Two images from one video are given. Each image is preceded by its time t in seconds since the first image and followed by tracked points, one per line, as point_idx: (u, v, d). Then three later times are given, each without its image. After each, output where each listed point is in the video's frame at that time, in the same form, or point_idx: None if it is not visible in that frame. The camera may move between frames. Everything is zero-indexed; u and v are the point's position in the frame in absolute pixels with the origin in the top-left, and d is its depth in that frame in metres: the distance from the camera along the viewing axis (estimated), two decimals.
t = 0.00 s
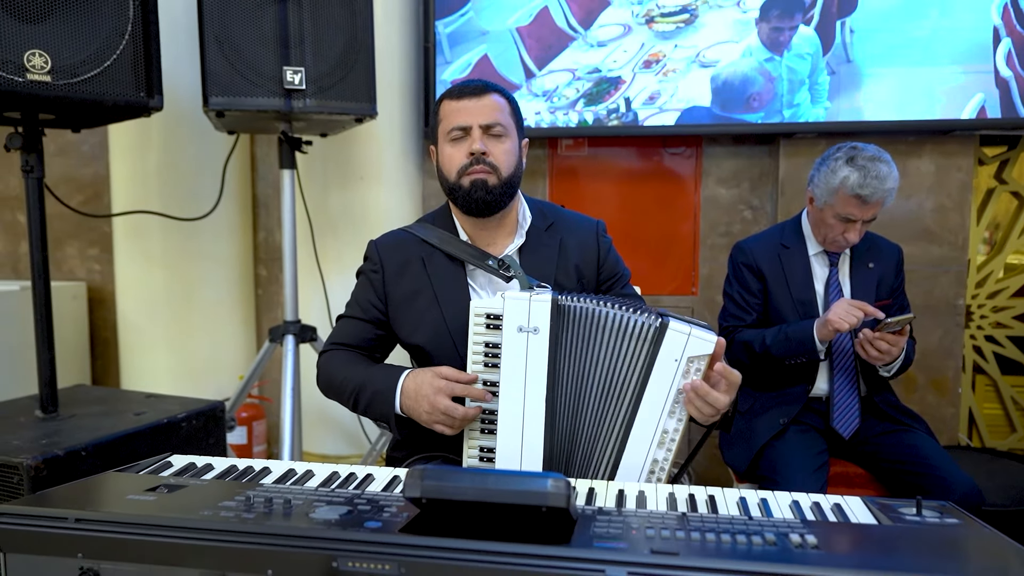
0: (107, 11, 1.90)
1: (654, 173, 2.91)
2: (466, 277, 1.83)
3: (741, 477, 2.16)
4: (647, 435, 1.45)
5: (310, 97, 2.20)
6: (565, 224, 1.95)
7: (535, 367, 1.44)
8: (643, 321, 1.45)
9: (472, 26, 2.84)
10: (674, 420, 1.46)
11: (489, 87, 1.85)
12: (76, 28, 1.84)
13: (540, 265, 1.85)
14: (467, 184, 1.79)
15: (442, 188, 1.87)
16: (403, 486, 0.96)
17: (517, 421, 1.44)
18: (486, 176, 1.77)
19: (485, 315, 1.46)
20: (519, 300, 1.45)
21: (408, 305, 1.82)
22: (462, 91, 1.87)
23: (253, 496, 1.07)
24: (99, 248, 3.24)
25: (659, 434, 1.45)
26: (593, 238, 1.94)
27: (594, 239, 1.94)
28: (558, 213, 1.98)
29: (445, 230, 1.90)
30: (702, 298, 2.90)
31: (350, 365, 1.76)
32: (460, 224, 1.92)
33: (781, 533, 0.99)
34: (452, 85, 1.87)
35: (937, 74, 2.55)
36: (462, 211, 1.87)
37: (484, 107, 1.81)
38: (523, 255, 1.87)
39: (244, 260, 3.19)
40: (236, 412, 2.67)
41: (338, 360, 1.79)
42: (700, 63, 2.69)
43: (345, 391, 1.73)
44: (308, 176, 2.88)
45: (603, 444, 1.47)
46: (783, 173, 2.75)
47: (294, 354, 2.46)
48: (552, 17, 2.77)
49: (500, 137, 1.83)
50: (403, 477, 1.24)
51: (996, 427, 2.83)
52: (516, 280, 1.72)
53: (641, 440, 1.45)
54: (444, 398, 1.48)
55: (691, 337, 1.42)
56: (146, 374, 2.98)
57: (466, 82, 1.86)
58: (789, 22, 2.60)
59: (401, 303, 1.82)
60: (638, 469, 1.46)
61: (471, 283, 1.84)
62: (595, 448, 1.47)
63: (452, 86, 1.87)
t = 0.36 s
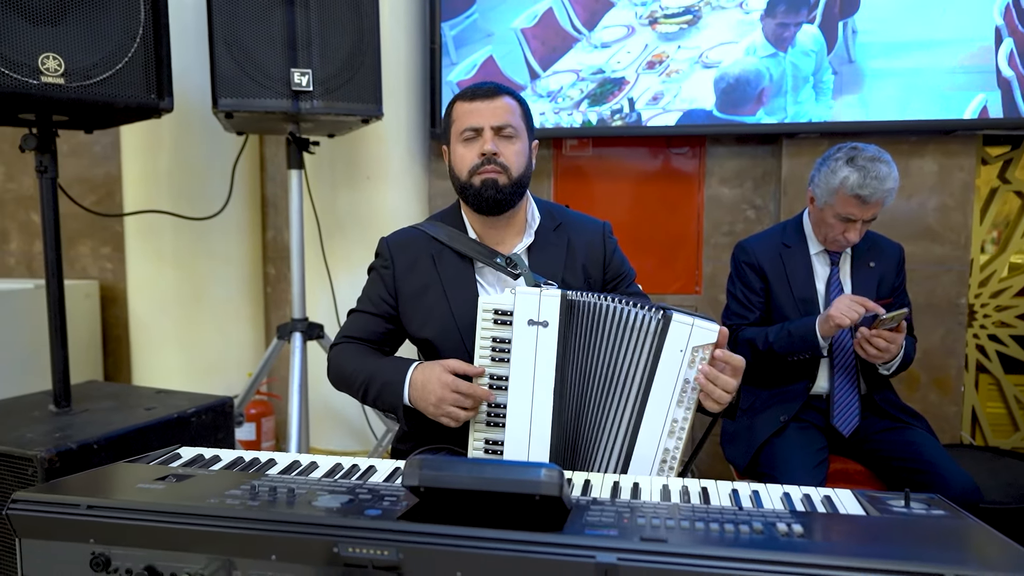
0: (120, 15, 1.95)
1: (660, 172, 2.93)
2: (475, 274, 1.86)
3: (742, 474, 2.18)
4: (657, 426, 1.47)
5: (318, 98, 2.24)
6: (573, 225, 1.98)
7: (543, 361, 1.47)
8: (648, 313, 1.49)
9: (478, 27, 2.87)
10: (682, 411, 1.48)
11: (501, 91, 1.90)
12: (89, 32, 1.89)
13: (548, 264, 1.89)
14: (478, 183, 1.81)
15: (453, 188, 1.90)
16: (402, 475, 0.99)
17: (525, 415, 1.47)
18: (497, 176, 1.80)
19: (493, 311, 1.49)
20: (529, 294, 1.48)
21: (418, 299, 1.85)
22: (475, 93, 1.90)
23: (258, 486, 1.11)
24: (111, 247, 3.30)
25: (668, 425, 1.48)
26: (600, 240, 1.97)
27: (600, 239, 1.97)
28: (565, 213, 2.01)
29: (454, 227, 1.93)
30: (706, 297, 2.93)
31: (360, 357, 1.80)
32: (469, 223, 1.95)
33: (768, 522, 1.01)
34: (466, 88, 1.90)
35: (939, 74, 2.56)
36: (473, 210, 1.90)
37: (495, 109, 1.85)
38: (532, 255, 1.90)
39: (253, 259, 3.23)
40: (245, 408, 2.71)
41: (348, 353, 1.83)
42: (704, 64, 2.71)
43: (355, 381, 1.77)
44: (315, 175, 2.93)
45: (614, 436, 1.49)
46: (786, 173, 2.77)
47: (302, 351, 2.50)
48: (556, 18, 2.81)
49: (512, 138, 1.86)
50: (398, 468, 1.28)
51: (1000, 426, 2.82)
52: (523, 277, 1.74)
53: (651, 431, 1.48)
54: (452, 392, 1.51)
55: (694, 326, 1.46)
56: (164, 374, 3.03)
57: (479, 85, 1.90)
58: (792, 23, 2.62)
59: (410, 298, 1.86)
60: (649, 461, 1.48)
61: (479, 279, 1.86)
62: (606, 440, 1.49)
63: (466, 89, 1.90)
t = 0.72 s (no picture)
0: (136, 18, 1.99)
1: (670, 172, 2.95)
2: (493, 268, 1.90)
3: (745, 469, 2.21)
4: (672, 420, 1.50)
5: (328, 99, 2.28)
6: (591, 227, 2.01)
7: (555, 354, 1.50)
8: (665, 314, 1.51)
9: (486, 29, 2.91)
10: (697, 405, 1.51)
11: (534, 93, 1.92)
12: (105, 35, 1.93)
13: (564, 262, 1.92)
14: (504, 182, 1.85)
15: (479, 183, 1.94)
16: (408, 464, 1.02)
17: (534, 406, 1.50)
18: (522, 176, 1.84)
19: (507, 304, 1.52)
20: (544, 286, 1.51)
21: (436, 290, 1.89)
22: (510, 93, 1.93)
23: (269, 475, 1.14)
24: (126, 246, 3.35)
25: (683, 418, 1.50)
26: (616, 243, 2.00)
27: (615, 242, 2.00)
28: (583, 215, 2.05)
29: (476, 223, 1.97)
30: (712, 296, 2.95)
31: (376, 342, 1.84)
32: (490, 220, 1.99)
33: (763, 512, 1.04)
34: (500, 87, 1.93)
35: (945, 74, 2.57)
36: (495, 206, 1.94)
37: (528, 112, 1.88)
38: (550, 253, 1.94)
39: (265, 258, 3.28)
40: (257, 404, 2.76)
41: (366, 338, 1.88)
42: (710, 64, 2.73)
43: (370, 365, 1.81)
44: (326, 175, 2.97)
45: (629, 429, 1.53)
46: (792, 173, 2.79)
47: (312, 347, 2.54)
48: (564, 20, 2.83)
49: (540, 142, 1.90)
50: (389, 460, 1.31)
51: (1007, 425, 2.83)
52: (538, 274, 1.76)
53: (665, 425, 1.50)
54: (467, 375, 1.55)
55: (708, 325, 1.49)
56: (177, 371, 3.07)
57: (513, 85, 1.93)
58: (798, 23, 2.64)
59: (429, 289, 1.90)
60: (664, 454, 1.50)
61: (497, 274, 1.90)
62: (621, 433, 1.53)
63: (500, 88, 1.93)
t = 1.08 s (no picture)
0: (150, 21, 2.03)
1: (681, 171, 2.97)
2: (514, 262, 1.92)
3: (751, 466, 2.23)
4: (690, 415, 1.51)
5: (339, 99, 2.32)
6: (611, 228, 2.03)
7: (569, 344, 1.53)
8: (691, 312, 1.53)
9: (495, 29, 2.94)
10: (715, 401, 1.52)
11: (567, 97, 1.97)
12: (121, 37, 1.98)
13: (583, 261, 1.94)
14: (531, 179, 1.88)
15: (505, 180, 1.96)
16: (411, 453, 1.05)
17: (547, 399, 1.52)
18: (549, 175, 1.87)
19: (523, 297, 1.54)
20: (561, 277, 1.54)
21: (457, 281, 1.93)
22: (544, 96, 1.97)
23: (277, 464, 1.17)
24: (141, 244, 3.41)
25: (701, 414, 1.52)
26: (634, 244, 2.02)
27: (635, 245, 2.01)
28: (604, 217, 2.07)
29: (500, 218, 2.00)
30: (719, 293, 2.97)
31: (395, 327, 1.88)
32: (515, 215, 2.02)
33: (758, 502, 1.06)
34: (535, 90, 1.97)
35: (952, 73, 2.57)
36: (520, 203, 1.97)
37: (561, 115, 1.92)
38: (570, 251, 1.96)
39: (277, 257, 3.33)
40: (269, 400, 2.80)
41: (387, 322, 1.91)
42: (717, 63, 2.75)
43: (387, 347, 1.85)
44: (337, 180, 3.01)
45: (646, 423, 1.54)
46: (800, 171, 2.80)
47: (323, 344, 2.57)
48: (572, 20, 2.86)
49: (570, 144, 1.93)
50: (395, 451, 1.33)
51: (1016, 424, 2.82)
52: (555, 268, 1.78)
53: (684, 420, 1.52)
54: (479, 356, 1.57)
55: (732, 323, 1.51)
56: (188, 365, 3.12)
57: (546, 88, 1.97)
58: (805, 23, 2.65)
59: (449, 279, 1.94)
60: (681, 447, 1.51)
61: (518, 266, 1.93)
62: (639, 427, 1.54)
63: (535, 90, 1.97)
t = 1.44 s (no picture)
0: (159, 21, 2.07)
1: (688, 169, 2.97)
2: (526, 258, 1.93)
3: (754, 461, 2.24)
4: (698, 409, 1.52)
5: (345, 98, 2.35)
6: (622, 228, 2.04)
7: (573, 334, 1.54)
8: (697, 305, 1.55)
9: (501, 28, 2.96)
10: (723, 394, 1.52)
11: (579, 98, 1.98)
12: (130, 38, 2.01)
13: (591, 259, 1.95)
14: (542, 179, 1.90)
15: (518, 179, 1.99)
16: (407, 443, 1.08)
17: (548, 392, 1.53)
18: (560, 175, 1.88)
19: (531, 290, 1.57)
20: (566, 268, 1.56)
21: (471, 273, 1.95)
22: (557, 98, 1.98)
23: (278, 454, 1.20)
24: (153, 242, 3.45)
25: (708, 407, 1.52)
26: (644, 244, 2.02)
27: (644, 244, 2.01)
28: (616, 217, 2.08)
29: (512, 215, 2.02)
30: (725, 291, 2.97)
31: (407, 318, 1.89)
32: (527, 214, 2.03)
33: (748, 492, 1.07)
34: (549, 91, 1.99)
35: (959, 70, 2.57)
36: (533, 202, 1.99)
37: (573, 116, 1.93)
38: (581, 249, 1.97)
39: (286, 255, 3.36)
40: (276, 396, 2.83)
41: (400, 313, 1.93)
42: (722, 61, 2.75)
43: (399, 337, 1.87)
44: (345, 173, 3.03)
45: (654, 415, 1.54)
46: (805, 168, 2.80)
47: (329, 340, 2.60)
48: (578, 18, 2.87)
49: (582, 145, 1.95)
50: (394, 443, 1.35)
51: None
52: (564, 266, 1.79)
53: (692, 412, 1.52)
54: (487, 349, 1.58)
55: (740, 319, 1.52)
56: (196, 359, 3.17)
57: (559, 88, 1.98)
58: (810, 20, 2.65)
59: (462, 272, 1.96)
60: (688, 439, 1.51)
61: (528, 262, 1.94)
62: (647, 419, 1.54)
63: (549, 92, 1.99)
